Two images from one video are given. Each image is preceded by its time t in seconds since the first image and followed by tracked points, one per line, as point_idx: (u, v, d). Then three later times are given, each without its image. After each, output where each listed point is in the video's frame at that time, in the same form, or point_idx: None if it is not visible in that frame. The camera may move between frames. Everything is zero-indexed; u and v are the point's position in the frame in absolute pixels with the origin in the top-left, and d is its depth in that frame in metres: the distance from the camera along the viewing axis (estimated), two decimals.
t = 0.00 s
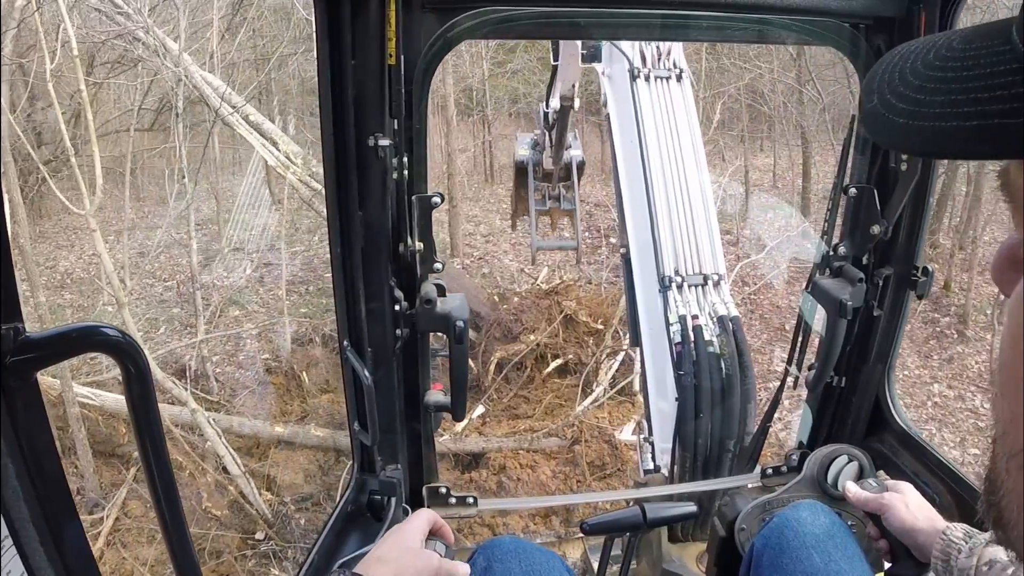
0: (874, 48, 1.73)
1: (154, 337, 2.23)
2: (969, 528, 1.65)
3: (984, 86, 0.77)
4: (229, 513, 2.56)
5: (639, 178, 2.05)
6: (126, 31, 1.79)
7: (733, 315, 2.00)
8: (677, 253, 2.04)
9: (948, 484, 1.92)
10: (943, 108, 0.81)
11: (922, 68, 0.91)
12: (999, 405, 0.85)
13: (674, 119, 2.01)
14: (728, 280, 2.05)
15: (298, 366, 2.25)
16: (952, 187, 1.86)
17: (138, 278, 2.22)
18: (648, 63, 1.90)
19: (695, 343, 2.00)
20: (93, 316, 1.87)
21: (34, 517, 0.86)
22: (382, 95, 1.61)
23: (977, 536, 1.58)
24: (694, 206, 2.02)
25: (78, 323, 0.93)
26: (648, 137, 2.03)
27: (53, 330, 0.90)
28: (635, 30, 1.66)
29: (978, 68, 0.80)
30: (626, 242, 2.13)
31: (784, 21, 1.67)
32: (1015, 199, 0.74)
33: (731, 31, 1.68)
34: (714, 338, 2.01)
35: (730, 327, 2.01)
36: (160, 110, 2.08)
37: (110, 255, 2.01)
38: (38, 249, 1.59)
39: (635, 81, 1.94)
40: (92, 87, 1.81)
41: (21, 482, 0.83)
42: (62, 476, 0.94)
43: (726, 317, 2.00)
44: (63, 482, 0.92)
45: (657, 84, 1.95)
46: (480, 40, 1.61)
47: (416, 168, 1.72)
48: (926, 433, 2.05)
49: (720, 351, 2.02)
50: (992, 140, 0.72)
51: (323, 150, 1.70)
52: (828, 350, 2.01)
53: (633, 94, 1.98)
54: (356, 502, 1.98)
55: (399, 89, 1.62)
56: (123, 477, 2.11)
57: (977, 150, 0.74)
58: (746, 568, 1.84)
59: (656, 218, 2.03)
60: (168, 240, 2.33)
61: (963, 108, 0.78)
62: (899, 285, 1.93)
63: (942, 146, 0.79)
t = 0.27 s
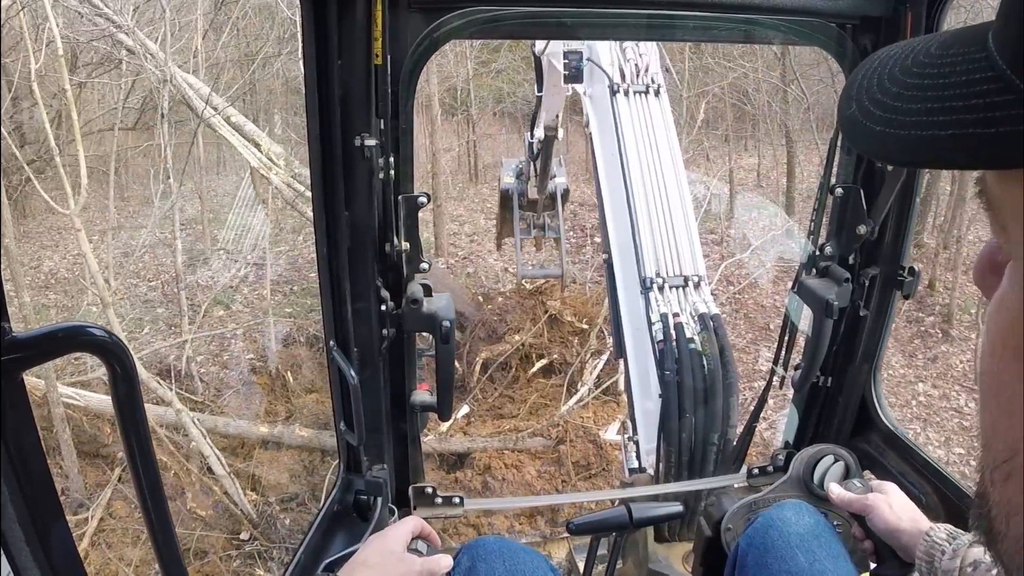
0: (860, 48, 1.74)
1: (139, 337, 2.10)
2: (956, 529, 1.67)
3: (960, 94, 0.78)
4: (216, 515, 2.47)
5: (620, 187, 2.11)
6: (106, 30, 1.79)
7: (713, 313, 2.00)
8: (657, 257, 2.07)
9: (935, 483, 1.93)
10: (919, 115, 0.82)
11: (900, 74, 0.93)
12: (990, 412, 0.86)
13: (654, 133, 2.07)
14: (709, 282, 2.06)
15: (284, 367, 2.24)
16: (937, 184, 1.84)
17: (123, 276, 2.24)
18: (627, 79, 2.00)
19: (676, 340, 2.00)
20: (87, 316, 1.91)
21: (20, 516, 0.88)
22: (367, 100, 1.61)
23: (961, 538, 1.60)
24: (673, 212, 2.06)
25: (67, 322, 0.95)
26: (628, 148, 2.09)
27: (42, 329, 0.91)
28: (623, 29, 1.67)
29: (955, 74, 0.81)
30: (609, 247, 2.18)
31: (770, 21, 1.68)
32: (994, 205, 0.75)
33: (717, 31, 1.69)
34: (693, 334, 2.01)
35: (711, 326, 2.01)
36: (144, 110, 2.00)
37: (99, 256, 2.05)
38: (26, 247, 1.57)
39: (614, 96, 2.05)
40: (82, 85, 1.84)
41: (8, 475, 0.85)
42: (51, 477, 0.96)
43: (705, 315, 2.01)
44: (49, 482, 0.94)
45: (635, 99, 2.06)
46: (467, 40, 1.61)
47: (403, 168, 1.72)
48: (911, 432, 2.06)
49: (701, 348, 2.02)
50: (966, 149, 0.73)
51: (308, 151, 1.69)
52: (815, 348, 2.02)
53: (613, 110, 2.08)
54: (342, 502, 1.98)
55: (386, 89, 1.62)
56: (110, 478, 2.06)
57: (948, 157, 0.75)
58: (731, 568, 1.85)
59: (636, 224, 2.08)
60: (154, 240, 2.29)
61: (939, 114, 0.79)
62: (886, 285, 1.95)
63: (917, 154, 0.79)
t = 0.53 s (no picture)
0: (847, 48, 1.75)
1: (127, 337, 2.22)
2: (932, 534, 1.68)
3: (942, 103, 0.78)
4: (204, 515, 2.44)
5: (602, 197, 2.14)
6: (95, 29, 1.89)
7: (695, 312, 2.01)
8: (639, 260, 2.07)
9: (924, 485, 1.93)
10: (901, 124, 0.83)
11: (881, 83, 0.94)
12: (975, 410, 0.87)
13: (633, 143, 2.12)
14: (689, 284, 2.08)
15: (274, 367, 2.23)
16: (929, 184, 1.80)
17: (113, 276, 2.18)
18: (607, 94, 2.09)
19: (659, 339, 2.00)
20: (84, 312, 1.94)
21: (10, 528, 0.87)
22: (355, 100, 1.61)
23: (932, 548, 1.60)
24: (652, 216, 2.09)
25: (55, 323, 0.95)
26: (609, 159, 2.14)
27: (27, 330, 0.91)
28: (609, 29, 1.67)
29: (937, 82, 0.82)
30: (592, 252, 2.18)
31: (757, 22, 1.69)
32: (975, 212, 0.75)
33: (705, 31, 1.69)
34: (676, 333, 2.02)
35: (694, 324, 2.01)
36: (134, 109, 2.08)
37: (89, 255, 2.01)
38: (19, 245, 1.57)
39: (596, 110, 2.13)
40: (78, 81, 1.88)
41: (3, 501, 0.85)
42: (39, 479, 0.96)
43: (688, 314, 2.01)
44: (37, 484, 0.94)
45: (616, 114, 2.12)
46: (455, 40, 1.61)
47: (391, 168, 1.72)
48: (900, 433, 2.05)
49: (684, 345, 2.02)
50: (947, 159, 0.74)
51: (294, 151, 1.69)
52: (801, 350, 2.02)
53: (594, 123, 2.15)
54: (329, 502, 1.98)
55: (373, 90, 1.63)
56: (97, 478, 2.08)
57: (929, 167, 0.76)
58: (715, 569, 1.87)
59: (619, 229, 2.10)
60: (143, 240, 2.31)
61: (921, 124, 0.80)
62: (874, 285, 1.95)
63: (898, 164, 0.80)
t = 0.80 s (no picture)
0: (839, 48, 1.75)
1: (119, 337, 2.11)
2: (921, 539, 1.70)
3: (937, 96, 0.79)
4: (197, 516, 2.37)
5: (591, 203, 2.30)
6: (87, 28, 1.84)
7: (683, 312, 2.05)
8: (628, 264, 2.17)
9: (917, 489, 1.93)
10: (896, 117, 0.83)
11: (878, 73, 0.94)
12: (974, 404, 0.86)
13: (620, 153, 2.27)
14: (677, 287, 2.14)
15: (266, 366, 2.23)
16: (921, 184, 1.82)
17: (104, 276, 2.08)
18: (594, 106, 2.27)
19: (648, 338, 2.04)
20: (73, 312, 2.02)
21: (5, 532, 0.87)
22: (346, 96, 1.60)
23: (921, 555, 1.61)
24: (639, 222, 2.21)
25: (47, 323, 0.94)
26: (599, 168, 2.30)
27: (20, 329, 0.91)
28: (601, 29, 1.67)
29: (931, 75, 0.82)
30: (584, 258, 2.32)
31: (748, 22, 1.69)
32: (972, 208, 0.75)
33: (697, 31, 1.69)
34: (665, 333, 2.05)
35: (683, 323, 2.05)
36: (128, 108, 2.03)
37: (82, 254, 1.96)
38: (14, 245, 1.57)
39: (585, 123, 2.32)
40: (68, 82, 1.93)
41: None
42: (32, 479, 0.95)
43: (676, 313, 2.06)
44: (31, 486, 0.93)
45: (604, 125, 2.29)
46: (446, 40, 1.61)
47: (382, 168, 1.73)
48: (893, 432, 2.06)
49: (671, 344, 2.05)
50: (945, 151, 0.74)
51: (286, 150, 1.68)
52: (794, 349, 2.01)
53: (583, 135, 2.32)
54: (321, 502, 1.98)
55: (365, 89, 1.62)
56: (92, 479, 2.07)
57: (924, 161, 0.76)
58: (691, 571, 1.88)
59: (608, 234, 2.22)
60: (135, 239, 2.21)
61: (915, 117, 0.80)
62: (865, 285, 1.95)
63: (892, 154, 0.80)
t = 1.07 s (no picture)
0: (836, 48, 1.75)
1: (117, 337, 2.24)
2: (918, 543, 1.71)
3: (921, 101, 0.79)
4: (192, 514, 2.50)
5: (585, 205, 2.31)
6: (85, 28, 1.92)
7: (678, 313, 2.07)
8: (623, 267, 2.19)
9: (916, 491, 1.93)
10: (882, 122, 0.83)
11: (865, 78, 0.94)
12: (956, 404, 0.86)
13: (614, 159, 2.30)
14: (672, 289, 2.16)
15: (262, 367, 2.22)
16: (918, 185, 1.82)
17: (104, 278, 2.19)
18: (589, 114, 2.34)
19: (643, 338, 2.04)
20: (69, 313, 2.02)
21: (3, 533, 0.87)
22: (343, 96, 1.60)
23: (920, 561, 1.60)
24: (633, 226, 2.24)
25: (44, 324, 0.94)
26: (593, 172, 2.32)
27: (16, 330, 0.90)
28: (597, 29, 1.67)
29: (916, 80, 0.82)
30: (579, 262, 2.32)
31: (744, 22, 1.69)
32: (957, 211, 0.75)
33: (693, 31, 1.70)
34: (661, 334, 2.06)
35: (677, 324, 2.07)
36: (125, 110, 2.10)
37: (78, 256, 2.04)
38: (10, 247, 1.57)
39: (578, 130, 2.35)
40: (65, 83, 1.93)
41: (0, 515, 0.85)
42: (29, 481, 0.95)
43: (670, 314, 2.07)
44: (28, 487, 0.93)
45: (599, 132, 2.32)
46: (443, 40, 1.61)
47: (379, 168, 1.72)
48: (889, 433, 2.06)
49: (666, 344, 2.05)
50: (928, 156, 0.74)
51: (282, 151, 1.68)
52: (792, 347, 2.00)
53: (577, 143, 2.34)
54: (319, 502, 1.98)
55: (362, 90, 1.62)
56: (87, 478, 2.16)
57: (908, 165, 0.77)
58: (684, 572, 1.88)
59: (602, 238, 2.23)
60: (131, 240, 2.31)
61: (899, 123, 0.80)
62: (862, 285, 1.96)
63: (878, 159, 0.81)
